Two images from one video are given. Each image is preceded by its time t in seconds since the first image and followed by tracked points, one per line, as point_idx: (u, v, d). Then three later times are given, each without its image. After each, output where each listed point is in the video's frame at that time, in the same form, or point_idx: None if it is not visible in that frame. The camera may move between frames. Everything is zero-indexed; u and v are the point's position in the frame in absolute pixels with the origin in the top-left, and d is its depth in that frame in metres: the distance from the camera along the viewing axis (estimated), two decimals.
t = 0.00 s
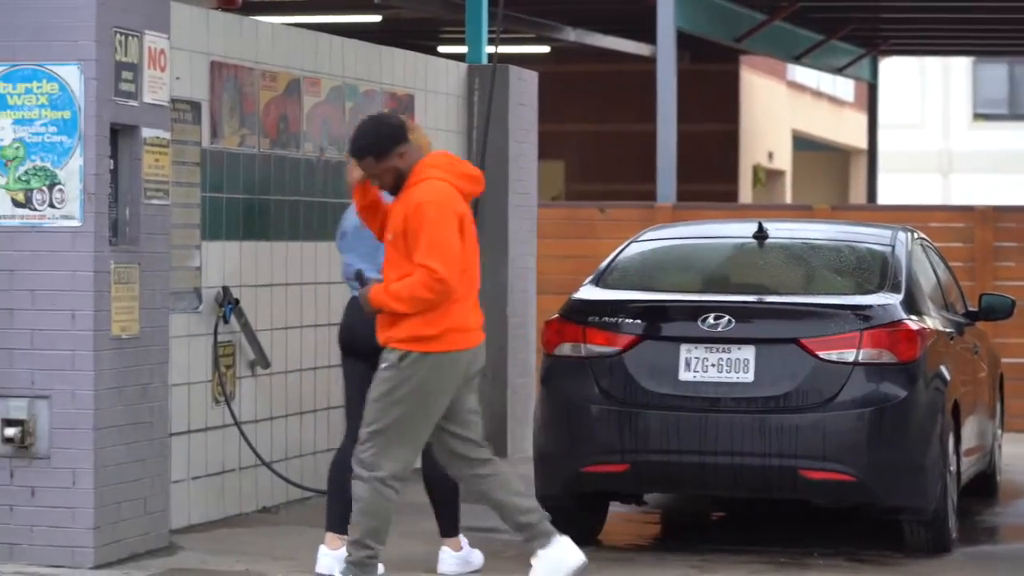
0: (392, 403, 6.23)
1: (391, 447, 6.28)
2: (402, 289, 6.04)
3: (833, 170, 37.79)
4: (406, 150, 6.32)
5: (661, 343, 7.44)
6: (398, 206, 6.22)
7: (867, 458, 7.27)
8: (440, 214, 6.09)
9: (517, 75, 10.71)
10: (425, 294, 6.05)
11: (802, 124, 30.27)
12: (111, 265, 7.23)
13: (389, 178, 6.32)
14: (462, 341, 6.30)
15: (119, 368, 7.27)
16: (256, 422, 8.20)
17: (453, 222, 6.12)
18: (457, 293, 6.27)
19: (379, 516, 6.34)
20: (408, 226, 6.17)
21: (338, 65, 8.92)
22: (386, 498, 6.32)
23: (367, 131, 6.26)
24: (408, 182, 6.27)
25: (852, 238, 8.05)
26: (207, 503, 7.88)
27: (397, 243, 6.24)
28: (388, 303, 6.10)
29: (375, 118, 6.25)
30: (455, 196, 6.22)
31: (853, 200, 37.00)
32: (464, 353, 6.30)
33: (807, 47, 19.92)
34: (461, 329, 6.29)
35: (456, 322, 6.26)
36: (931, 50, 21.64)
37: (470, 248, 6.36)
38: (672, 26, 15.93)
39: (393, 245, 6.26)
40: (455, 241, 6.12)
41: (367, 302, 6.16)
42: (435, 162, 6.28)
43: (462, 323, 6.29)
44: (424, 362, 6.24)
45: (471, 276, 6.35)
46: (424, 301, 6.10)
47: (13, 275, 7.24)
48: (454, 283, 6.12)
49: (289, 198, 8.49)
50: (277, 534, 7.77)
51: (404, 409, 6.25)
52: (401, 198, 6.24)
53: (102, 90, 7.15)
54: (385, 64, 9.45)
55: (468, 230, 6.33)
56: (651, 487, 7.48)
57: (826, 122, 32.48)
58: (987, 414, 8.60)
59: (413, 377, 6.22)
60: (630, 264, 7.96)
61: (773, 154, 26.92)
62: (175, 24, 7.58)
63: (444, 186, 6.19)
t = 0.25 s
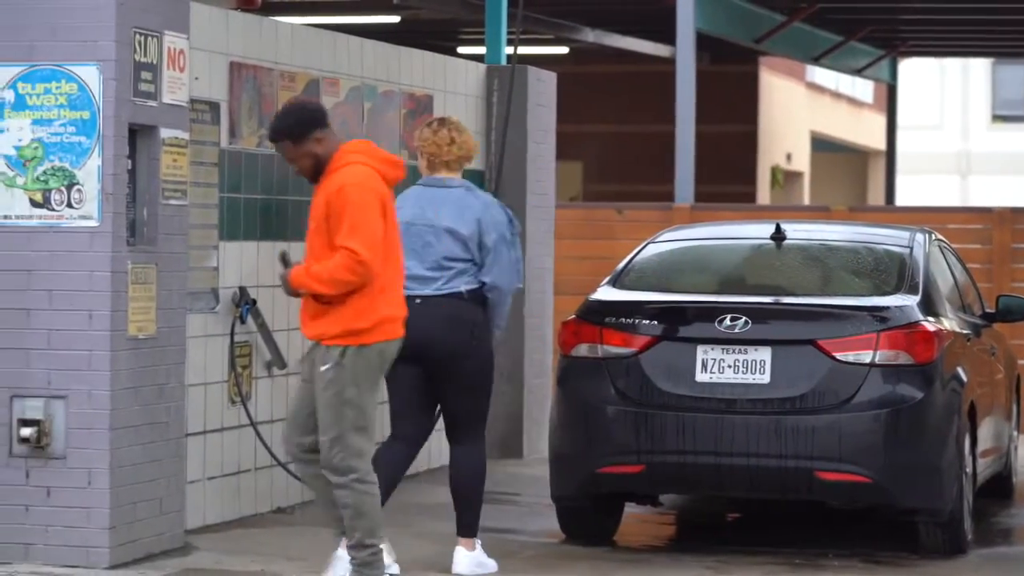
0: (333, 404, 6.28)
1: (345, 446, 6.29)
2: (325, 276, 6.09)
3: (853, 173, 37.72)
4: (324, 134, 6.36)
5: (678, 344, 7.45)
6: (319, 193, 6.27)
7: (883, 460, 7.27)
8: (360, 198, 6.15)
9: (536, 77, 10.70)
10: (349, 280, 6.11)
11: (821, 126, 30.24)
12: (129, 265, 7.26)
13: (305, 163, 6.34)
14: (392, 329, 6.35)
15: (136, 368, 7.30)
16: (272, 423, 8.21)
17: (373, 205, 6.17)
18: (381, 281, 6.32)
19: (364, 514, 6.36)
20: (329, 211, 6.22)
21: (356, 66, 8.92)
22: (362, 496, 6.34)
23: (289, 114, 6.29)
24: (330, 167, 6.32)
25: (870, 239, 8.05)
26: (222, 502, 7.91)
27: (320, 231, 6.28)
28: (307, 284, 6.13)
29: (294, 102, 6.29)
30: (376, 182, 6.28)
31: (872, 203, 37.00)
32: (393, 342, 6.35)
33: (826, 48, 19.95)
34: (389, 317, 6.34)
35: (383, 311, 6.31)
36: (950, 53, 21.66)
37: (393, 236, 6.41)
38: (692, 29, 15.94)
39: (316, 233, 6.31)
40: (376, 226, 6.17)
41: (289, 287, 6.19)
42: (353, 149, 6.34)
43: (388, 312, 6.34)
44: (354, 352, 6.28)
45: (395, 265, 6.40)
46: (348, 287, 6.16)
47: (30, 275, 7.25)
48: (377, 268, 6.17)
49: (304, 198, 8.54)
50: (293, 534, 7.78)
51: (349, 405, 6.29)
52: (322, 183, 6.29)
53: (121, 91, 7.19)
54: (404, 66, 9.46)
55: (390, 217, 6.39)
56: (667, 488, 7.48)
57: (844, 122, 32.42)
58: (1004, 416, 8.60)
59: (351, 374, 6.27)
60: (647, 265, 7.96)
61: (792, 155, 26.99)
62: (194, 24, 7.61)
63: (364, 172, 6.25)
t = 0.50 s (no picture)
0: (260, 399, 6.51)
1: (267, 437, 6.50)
2: (246, 274, 6.32)
3: (847, 177, 37.98)
4: (241, 145, 6.66)
5: (678, 342, 7.73)
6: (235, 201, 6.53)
7: (875, 454, 7.55)
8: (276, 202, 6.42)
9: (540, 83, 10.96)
10: (268, 278, 6.34)
11: (816, 131, 30.54)
12: (148, 266, 7.56)
13: (221, 169, 6.64)
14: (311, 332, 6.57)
15: (153, 366, 7.61)
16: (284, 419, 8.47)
17: (286, 205, 6.43)
18: (298, 285, 6.56)
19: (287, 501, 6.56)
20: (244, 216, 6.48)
21: (366, 74, 9.17)
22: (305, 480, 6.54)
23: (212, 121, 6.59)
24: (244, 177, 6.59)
25: (863, 242, 8.31)
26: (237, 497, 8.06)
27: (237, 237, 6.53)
28: (225, 284, 6.36)
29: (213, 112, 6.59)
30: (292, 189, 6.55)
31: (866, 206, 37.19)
32: (309, 346, 6.56)
33: (821, 57, 20.23)
34: (307, 320, 6.56)
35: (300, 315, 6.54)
36: (943, 61, 21.92)
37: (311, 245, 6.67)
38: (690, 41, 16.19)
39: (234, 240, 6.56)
40: (292, 228, 6.44)
41: (208, 290, 6.41)
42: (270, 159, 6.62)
43: (306, 317, 6.57)
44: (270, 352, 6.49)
45: (315, 273, 6.64)
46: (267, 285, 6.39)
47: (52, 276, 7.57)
48: (293, 268, 6.42)
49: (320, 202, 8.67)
50: (306, 525, 8.06)
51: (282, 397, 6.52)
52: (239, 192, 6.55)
53: (140, 97, 7.45)
54: (412, 73, 9.72)
55: (304, 224, 6.65)
56: (667, 482, 7.75)
57: (837, 128, 32.69)
58: (991, 412, 8.89)
59: (276, 376, 6.48)
60: (648, 267, 8.22)
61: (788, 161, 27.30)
62: (211, 32, 7.87)
63: (280, 180, 6.53)
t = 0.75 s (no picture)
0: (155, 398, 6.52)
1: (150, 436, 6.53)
2: (173, 265, 6.34)
3: (852, 181, 38.34)
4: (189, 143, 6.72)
5: (689, 342, 7.89)
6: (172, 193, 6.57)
7: (883, 452, 7.72)
8: (209, 195, 6.43)
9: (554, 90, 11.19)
10: (195, 270, 6.36)
11: (822, 135, 30.84)
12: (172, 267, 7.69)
13: (164, 162, 6.69)
14: (234, 329, 6.57)
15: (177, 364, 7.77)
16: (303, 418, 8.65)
17: (218, 203, 6.46)
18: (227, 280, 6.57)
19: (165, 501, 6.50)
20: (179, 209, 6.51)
21: (385, 80, 9.36)
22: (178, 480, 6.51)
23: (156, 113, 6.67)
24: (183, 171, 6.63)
25: (870, 244, 8.49)
26: (261, 493, 8.21)
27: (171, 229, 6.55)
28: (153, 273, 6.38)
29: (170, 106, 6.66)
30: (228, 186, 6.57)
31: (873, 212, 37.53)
32: (231, 343, 6.56)
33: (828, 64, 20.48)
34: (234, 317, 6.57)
35: (226, 310, 6.55)
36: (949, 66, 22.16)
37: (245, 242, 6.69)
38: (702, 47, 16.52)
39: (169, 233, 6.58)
40: (222, 223, 6.45)
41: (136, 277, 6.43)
42: (209, 155, 6.65)
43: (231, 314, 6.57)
44: (191, 344, 6.50)
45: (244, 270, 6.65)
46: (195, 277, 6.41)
47: (77, 277, 7.76)
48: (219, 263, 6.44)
49: (338, 205, 8.90)
50: (326, 521, 8.24)
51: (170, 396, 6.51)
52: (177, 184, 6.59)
53: (164, 102, 7.61)
54: (429, 80, 9.92)
55: (238, 224, 6.67)
56: (680, 479, 7.92)
57: (843, 133, 32.95)
58: (997, 410, 9.07)
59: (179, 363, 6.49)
60: (660, 268, 8.42)
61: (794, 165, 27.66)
62: (232, 39, 8.05)
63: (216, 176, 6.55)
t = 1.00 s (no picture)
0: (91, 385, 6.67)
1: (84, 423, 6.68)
2: (97, 279, 6.36)
3: (869, 181, 38.17)
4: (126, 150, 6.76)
5: (706, 343, 7.89)
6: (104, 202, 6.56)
7: (901, 452, 7.71)
8: (132, 209, 6.41)
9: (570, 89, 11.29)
10: (117, 286, 6.37)
11: (840, 136, 30.85)
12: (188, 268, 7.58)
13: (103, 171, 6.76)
14: (164, 337, 6.61)
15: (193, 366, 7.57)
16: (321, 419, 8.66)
17: (143, 217, 6.43)
18: (156, 289, 6.58)
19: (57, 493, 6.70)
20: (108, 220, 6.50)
21: (402, 81, 9.37)
22: (74, 478, 6.68)
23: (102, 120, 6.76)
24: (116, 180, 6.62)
25: (887, 244, 8.49)
26: (278, 493, 8.29)
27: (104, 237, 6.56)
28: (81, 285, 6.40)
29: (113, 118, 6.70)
30: (157, 196, 6.55)
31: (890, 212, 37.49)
32: (159, 351, 6.60)
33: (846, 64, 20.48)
34: (165, 325, 6.60)
35: (156, 318, 6.58)
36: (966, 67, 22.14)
37: (179, 250, 6.69)
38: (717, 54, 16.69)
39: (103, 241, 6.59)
40: (146, 237, 6.44)
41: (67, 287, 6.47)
42: (141, 164, 6.64)
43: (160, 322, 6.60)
44: (119, 353, 6.56)
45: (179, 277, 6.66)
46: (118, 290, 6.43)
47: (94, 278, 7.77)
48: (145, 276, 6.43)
49: (356, 205, 8.94)
50: (344, 522, 8.24)
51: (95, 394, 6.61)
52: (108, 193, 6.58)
53: (181, 103, 7.59)
54: (447, 81, 9.93)
55: (172, 232, 6.64)
56: (697, 479, 7.92)
57: (860, 132, 32.92)
58: (1015, 411, 9.07)
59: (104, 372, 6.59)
60: (677, 268, 8.42)
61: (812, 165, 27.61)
62: (249, 40, 8.05)
63: (144, 187, 6.54)
